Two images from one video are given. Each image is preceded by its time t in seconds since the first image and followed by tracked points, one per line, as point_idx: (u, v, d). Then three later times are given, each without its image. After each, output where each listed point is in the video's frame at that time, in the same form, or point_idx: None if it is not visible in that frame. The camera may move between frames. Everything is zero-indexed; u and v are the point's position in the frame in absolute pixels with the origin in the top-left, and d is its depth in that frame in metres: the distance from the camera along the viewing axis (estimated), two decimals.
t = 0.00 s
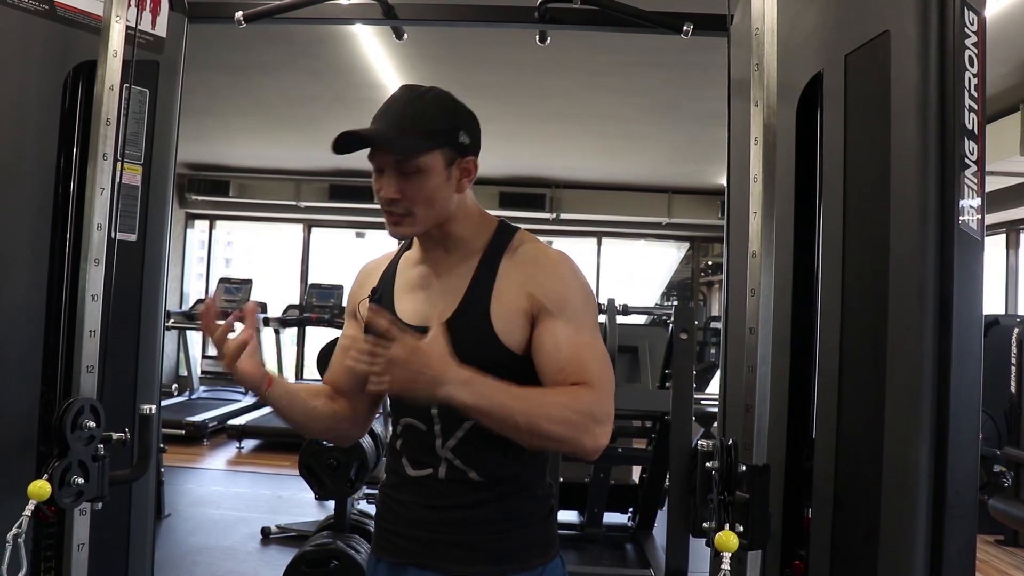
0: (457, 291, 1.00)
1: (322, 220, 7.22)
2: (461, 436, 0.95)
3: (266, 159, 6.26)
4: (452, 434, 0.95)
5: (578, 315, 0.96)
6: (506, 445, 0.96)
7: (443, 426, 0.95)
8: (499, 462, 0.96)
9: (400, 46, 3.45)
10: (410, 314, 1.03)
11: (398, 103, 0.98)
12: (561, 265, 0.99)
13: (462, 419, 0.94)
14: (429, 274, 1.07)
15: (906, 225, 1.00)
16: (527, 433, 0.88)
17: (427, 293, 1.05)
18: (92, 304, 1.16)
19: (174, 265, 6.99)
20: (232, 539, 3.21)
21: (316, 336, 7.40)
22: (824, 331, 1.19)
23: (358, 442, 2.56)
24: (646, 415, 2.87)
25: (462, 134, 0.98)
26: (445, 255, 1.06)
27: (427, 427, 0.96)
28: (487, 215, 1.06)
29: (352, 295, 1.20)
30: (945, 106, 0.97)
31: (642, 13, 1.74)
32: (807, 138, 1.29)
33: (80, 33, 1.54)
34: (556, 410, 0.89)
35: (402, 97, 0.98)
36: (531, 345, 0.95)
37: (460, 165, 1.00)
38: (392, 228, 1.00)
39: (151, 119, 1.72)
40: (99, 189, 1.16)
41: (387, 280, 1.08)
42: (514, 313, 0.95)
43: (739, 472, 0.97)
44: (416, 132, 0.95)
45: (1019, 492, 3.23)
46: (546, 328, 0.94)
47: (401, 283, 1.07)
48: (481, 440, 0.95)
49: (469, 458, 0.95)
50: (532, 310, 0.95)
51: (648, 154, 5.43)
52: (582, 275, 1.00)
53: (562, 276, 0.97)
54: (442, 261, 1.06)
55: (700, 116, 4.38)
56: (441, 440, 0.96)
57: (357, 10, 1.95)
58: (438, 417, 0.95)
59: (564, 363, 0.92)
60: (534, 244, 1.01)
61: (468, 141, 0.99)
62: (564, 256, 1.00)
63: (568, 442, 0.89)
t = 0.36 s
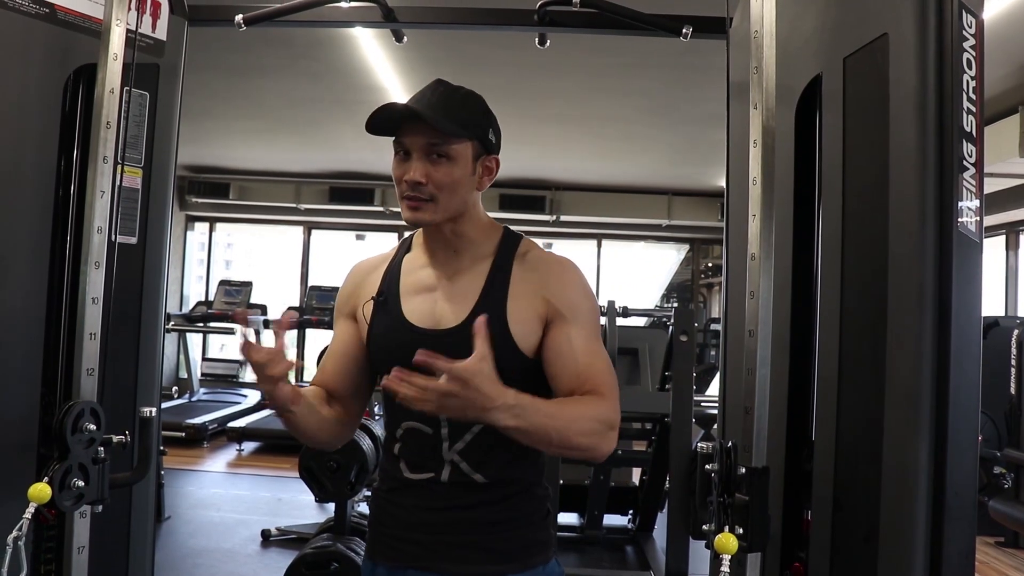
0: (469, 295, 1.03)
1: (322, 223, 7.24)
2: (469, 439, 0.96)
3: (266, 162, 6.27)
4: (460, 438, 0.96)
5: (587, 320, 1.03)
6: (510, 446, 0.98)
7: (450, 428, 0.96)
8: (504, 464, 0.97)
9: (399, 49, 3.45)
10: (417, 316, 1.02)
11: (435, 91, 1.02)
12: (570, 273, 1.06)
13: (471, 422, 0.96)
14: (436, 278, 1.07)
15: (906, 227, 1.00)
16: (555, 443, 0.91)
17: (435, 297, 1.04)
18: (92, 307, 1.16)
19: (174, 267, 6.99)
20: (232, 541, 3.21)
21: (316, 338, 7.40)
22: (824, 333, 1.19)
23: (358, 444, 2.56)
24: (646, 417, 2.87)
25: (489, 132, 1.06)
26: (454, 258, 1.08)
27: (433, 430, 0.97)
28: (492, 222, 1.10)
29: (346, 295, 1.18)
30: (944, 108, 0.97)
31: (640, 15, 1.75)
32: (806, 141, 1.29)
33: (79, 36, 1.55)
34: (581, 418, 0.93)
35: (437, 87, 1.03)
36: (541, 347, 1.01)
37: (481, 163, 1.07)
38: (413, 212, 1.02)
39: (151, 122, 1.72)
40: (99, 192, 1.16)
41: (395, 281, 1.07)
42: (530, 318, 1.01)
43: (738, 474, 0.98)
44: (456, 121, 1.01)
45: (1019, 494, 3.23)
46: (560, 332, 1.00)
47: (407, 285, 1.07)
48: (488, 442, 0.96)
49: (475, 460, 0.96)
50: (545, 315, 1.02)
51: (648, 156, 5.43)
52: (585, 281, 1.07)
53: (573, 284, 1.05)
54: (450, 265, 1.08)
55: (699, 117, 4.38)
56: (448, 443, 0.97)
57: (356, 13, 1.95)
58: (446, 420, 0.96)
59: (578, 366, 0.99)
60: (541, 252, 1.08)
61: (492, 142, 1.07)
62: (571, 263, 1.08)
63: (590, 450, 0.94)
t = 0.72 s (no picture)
0: (466, 300, 1.03)
1: (322, 224, 7.25)
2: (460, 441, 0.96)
3: (266, 163, 6.27)
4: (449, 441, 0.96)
5: (576, 332, 1.05)
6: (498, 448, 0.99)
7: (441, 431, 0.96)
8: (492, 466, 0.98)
9: (400, 51, 3.45)
10: (413, 320, 1.01)
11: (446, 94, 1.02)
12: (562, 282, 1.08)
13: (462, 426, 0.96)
14: (433, 281, 1.06)
15: (906, 230, 1.00)
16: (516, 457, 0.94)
17: (432, 301, 1.03)
18: (93, 308, 1.16)
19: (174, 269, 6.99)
20: (232, 543, 3.21)
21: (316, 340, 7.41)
22: (824, 335, 1.19)
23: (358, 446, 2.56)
24: (646, 419, 2.87)
25: (496, 140, 1.05)
26: (451, 263, 1.08)
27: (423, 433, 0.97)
28: (492, 228, 1.10)
29: (338, 291, 1.15)
30: (943, 111, 0.98)
31: (640, 18, 1.75)
32: (806, 144, 1.29)
33: (80, 37, 1.55)
34: (549, 432, 0.97)
35: (448, 89, 1.02)
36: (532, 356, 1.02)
37: (487, 170, 1.06)
38: (416, 216, 1.01)
39: (151, 123, 1.72)
40: (100, 192, 1.16)
41: (394, 284, 1.05)
42: (524, 324, 1.01)
43: (736, 477, 0.98)
44: (467, 126, 1.00)
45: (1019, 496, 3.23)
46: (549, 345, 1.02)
47: (403, 288, 1.05)
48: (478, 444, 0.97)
49: (464, 463, 0.97)
50: (538, 322, 1.03)
51: (648, 159, 5.44)
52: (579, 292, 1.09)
53: (566, 294, 1.07)
54: (446, 268, 1.07)
55: (699, 119, 4.39)
56: (438, 445, 0.96)
57: (357, 16, 1.95)
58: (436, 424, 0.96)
59: (563, 377, 1.01)
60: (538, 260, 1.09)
61: (499, 149, 1.07)
62: (565, 272, 1.09)
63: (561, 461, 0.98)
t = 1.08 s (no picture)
0: (468, 305, 1.03)
1: (321, 226, 7.25)
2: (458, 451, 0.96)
3: (265, 165, 6.27)
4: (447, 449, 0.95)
5: (582, 339, 1.04)
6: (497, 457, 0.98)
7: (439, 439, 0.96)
8: (490, 476, 0.97)
9: (399, 53, 3.45)
10: (413, 325, 1.01)
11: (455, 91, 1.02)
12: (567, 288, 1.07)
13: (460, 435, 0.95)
14: (434, 286, 1.07)
15: (905, 231, 1.00)
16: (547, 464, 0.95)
17: (433, 306, 1.04)
18: (93, 311, 1.16)
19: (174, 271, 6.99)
20: (232, 545, 3.20)
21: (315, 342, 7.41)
22: (824, 336, 1.19)
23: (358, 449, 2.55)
24: (646, 421, 2.87)
25: (502, 142, 1.06)
26: (455, 267, 1.09)
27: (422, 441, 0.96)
28: (496, 231, 1.10)
29: (340, 297, 1.15)
30: (943, 113, 0.98)
31: (640, 19, 1.75)
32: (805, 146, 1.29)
33: (79, 40, 1.55)
34: (573, 441, 0.96)
35: (457, 87, 1.03)
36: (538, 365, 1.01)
37: (493, 170, 1.06)
38: (419, 213, 1.01)
39: (150, 126, 1.73)
40: (99, 196, 1.16)
41: (395, 287, 1.05)
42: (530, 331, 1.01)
43: (737, 478, 0.98)
44: (474, 124, 1.01)
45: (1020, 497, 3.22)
46: (556, 353, 1.01)
47: (404, 294, 1.05)
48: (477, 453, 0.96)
49: (462, 472, 0.96)
50: (544, 330, 1.02)
51: (648, 160, 5.44)
52: (584, 297, 1.09)
53: (571, 303, 1.06)
54: (448, 273, 1.08)
55: (699, 120, 4.39)
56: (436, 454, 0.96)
57: (356, 17, 1.95)
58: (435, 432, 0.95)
59: (573, 385, 1.00)
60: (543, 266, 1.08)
61: (504, 150, 1.07)
62: (569, 280, 1.08)
63: (579, 469, 0.98)
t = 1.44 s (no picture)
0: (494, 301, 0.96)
1: (322, 226, 7.25)
2: (475, 461, 0.88)
3: (266, 165, 6.28)
4: (465, 459, 0.88)
5: (622, 341, 0.96)
6: (519, 471, 0.89)
7: (457, 448, 0.89)
8: (511, 493, 0.88)
9: (400, 53, 3.46)
10: (435, 323, 0.95)
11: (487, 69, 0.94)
12: (603, 286, 0.99)
13: (478, 443, 0.88)
14: (460, 281, 1.01)
15: (905, 232, 1.00)
16: (585, 454, 0.85)
17: (457, 304, 0.98)
18: (93, 310, 1.16)
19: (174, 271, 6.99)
20: (232, 545, 3.21)
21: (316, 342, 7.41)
22: (824, 337, 1.19)
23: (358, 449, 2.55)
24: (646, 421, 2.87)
25: (538, 125, 0.98)
26: (485, 261, 1.01)
27: (439, 448, 0.90)
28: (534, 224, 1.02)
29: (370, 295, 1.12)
30: (944, 112, 0.98)
31: (640, 19, 1.76)
32: (805, 146, 1.29)
33: (79, 40, 1.55)
34: (613, 432, 0.87)
35: (490, 66, 0.95)
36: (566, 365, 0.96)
37: (528, 156, 0.98)
38: (447, 201, 0.93)
39: (151, 125, 1.73)
40: (100, 195, 1.16)
41: (419, 281, 1.00)
42: (557, 331, 0.95)
43: (737, 478, 0.98)
44: (506, 105, 0.93)
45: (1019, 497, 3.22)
46: (587, 351, 0.94)
47: (429, 289, 1.00)
48: (497, 467, 0.88)
49: (479, 485, 0.88)
50: (573, 329, 0.95)
51: (649, 160, 5.44)
52: (626, 299, 1.00)
53: (613, 304, 0.97)
54: (477, 266, 1.02)
55: (700, 120, 4.39)
56: (453, 462, 0.89)
57: (356, 17, 1.95)
58: (452, 438, 0.88)
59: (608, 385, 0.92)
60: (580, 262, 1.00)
61: (541, 135, 0.99)
62: (611, 281, 1.00)
63: (610, 474, 0.88)
